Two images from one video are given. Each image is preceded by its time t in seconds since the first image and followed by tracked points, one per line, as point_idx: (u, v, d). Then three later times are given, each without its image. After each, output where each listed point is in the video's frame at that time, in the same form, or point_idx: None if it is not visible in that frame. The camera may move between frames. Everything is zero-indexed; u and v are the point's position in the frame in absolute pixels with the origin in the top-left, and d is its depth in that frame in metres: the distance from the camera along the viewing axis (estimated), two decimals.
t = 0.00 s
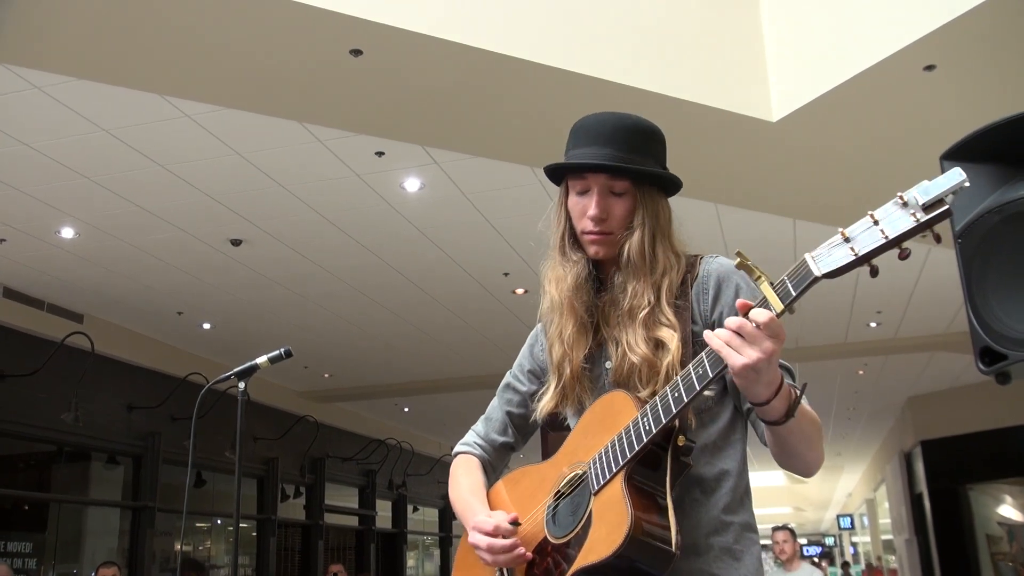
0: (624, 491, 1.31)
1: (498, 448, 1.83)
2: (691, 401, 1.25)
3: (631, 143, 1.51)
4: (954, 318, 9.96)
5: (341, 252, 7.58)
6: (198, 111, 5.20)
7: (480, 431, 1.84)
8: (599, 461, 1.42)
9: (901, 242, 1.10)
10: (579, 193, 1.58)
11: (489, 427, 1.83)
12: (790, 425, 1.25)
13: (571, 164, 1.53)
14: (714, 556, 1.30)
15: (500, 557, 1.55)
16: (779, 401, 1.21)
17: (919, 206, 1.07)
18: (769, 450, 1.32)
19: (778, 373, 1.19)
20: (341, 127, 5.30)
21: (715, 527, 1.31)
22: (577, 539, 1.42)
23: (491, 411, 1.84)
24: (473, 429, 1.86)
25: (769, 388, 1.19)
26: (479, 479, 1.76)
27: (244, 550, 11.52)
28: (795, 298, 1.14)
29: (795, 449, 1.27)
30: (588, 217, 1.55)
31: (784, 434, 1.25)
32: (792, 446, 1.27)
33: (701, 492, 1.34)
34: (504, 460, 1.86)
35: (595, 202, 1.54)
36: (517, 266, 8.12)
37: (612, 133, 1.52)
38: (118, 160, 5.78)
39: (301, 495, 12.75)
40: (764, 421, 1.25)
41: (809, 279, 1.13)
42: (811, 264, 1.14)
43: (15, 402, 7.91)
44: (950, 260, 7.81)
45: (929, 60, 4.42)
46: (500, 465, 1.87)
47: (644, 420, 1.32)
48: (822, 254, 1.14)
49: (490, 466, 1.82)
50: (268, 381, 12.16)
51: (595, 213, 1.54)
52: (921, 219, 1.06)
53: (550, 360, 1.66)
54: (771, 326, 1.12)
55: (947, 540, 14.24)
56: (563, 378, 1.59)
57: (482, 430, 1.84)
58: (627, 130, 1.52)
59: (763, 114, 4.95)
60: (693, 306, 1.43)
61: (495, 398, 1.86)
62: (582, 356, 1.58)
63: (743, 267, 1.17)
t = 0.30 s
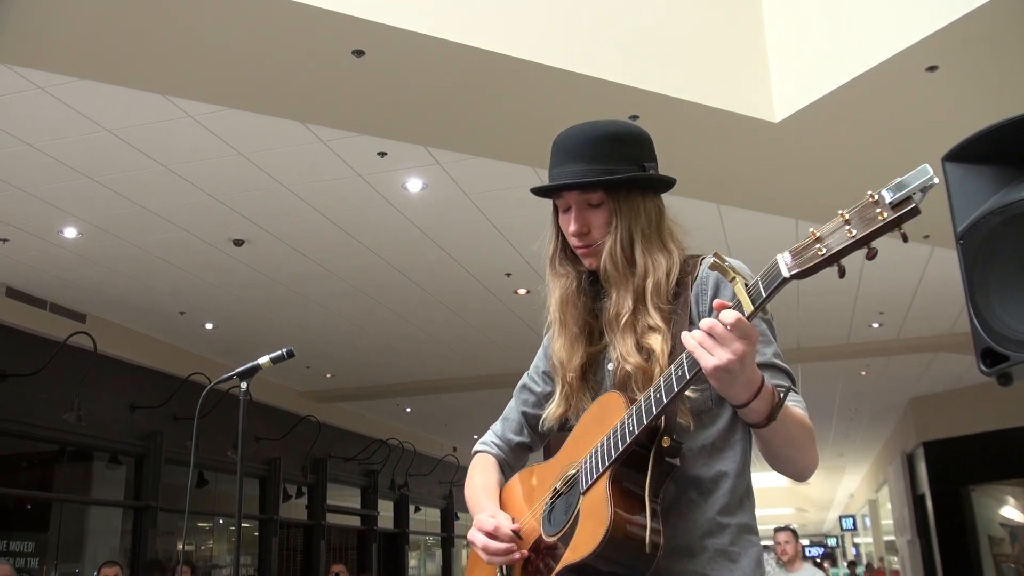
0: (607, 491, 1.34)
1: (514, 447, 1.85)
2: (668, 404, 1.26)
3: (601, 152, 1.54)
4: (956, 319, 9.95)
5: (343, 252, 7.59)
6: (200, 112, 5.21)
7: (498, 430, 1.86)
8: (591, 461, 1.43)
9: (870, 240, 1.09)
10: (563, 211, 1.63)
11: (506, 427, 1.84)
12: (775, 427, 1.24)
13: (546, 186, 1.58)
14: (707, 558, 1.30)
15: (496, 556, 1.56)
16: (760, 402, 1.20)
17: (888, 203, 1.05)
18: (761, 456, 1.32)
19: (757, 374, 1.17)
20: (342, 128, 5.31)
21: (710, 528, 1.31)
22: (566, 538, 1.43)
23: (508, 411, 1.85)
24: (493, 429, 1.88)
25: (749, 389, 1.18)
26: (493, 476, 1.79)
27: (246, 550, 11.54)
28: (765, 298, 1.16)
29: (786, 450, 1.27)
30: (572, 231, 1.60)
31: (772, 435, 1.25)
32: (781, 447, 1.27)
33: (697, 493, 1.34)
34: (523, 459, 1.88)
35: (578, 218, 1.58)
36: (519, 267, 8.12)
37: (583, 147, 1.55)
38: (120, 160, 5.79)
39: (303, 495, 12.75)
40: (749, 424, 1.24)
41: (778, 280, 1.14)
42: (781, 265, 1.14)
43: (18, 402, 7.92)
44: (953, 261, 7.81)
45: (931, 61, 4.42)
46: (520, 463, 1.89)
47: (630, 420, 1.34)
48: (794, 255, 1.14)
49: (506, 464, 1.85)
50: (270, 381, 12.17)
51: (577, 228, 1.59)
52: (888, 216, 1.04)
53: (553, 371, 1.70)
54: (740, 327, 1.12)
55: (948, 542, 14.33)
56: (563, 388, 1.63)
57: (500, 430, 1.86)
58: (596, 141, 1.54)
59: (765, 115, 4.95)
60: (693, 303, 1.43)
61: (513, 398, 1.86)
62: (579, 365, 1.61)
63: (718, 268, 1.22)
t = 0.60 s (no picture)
0: (611, 490, 1.33)
1: (519, 448, 1.85)
2: (675, 405, 1.26)
3: (598, 154, 1.57)
4: (958, 320, 9.95)
5: (345, 253, 7.60)
6: (202, 113, 5.21)
7: (504, 431, 1.86)
8: (597, 461, 1.43)
9: (878, 244, 1.08)
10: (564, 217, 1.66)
11: (511, 428, 1.85)
12: (781, 430, 1.24)
13: (546, 192, 1.61)
14: (713, 557, 1.30)
15: (500, 550, 1.58)
16: (767, 405, 1.20)
17: (895, 207, 1.06)
18: (767, 457, 1.33)
19: (762, 378, 1.17)
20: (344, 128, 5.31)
21: (715, 528, 1.31)
22: (571, 536, 1.43)
23: (514, 412, 1.86)
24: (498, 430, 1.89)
25: (756, 393, 1.18)
26: (498, 478, 1.79)
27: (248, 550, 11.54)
28: (774, 299, 1.15)
29: (795, 450, 1.27)
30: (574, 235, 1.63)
31: (779, 436, 1.26)
32: (787, 449, 1.27)
33: (703, 494, 1.34)
34: (529, 460, 1.88)
35: (579, 223, 1.61)
36: (521, 267, 8.13)
37: (581, 151, 1.59)
38: (122, 160, 5.80)
39: (304, 495, 12.75)
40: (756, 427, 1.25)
41: (785, 282, 1.14)
42: (788, 267, 1.14)
43: (20, 402, 7.93)
44: (954, 261, 7.80)
45: (933, 62, 4.42)
46: (526, 465, 1.89)
47: (636, 422, 1.34)
48: (801, 258, 1.14)
49: (511, 466, 1.85)
50: (271, 381, 12.17)
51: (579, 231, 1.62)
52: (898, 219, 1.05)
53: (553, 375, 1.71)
54: (745, 332, 1.11)
55: (951, 541, 14.25)
56: (563, 391, 1.65)
57: (506, 431, 1.86)
58: (595, 144, 1.58)
59: (766, 115, 4.95)
60: (699, 308, 1.42)
61: (519, 400, 1.87)
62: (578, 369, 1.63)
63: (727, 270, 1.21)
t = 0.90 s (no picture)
0: (632, 491, 1.32)
1: (513, 449, 1.85)
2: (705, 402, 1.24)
3: (606, 152, 1.59)
4: (959, 320, 9.95)
5: (347, 253, 7.59)
6: (204, 113, 5.21)
7: (497, 432, 1.87)
8: (612, 461, 1.43)
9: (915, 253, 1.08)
10: (572, 217, 1.65)
11: (506, 429, 1.85)
12: (804, 431, 1.25)
13: (556, 190, 1.60)
14: (725, 556, 1.30)
15: (513, 548, 1.58)
16: (793, 409, 1.21)
17: (935, 216, 1.05)
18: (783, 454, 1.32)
19: (785, 383, 1.18)
20: (346, 129, 5.32)
21: (725, 527, 1.32)
22: (588, 534, 1.43)
23: (508, 413, 1.86)
24: (491, 430, 1.89)
25: (779, 397, 1.18)
26: (493, 477, 1.78)
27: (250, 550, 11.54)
28: (807, 304, 1.15)
29: (815, 451, 1.27)
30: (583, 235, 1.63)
31: (798, 436, 1.25)
32: (804, 449, 1.27)
33: (712, 494, 1.34)
34: (522, 461, 1.88)
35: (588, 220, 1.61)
36: (523, 268, 8.13)
37: (590, 150, 1.59)
38: (125, 162, 5.81)
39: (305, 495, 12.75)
40: (778, 428, 1.25)
41: (820, 286, 1.13)
42: (823, 272, 1.14)
43: (22, 402, 7.93)
44: (956, 262, 7.80)
45: (935, 62, 4.42)
46: (518, 466, 1.89)
47: (656, 422, 1.33)
48: (836, 262, 1.14)
49: (505, 466, 1.85)
50: (273, 382, 12.18)
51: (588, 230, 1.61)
52: (936, 229, 1.03)
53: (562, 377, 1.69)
54: (753, 336, 1.12)
55: (953, 541, 14.15)
56: (575, 393, 1.63)
57: (499, 432, 1.87)
58: (604, 144, 1.59)
59: (768, 116, 4.95)
60: (708, 308, 1.42)
61: (513, 400, 1.88)
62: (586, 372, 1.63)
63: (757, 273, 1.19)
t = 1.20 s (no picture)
0: (625, 490, 1.33)
1: (516, 451, 1.85)
2: (699, 395, 1.24)
3: (595, 155, 1.62)
4: (960, 321, 9.95)
5: (347, 253, 7.59)
6: (205, 113, 5.21)
7: (499, 434, 1.87)
8: (607, 461, 1.43)
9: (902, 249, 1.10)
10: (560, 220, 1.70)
11: (508, 430, 1.85)
12: (803, 430, 1.24)
13: (540, 194, 1.65)
14: (721, 557, 1.30)
15: (505, 551, 1.57)
16: (792, 408, 1.21)
17: (922, 211, 1.06)
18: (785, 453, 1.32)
19: (783, 381, 1.18)
20: (346, 130, 5.32)
21: (722, 528, 1.31)
22: (582, 536, 1.43)
23: (510, 415, 1.86)
24: (494, 432, 1.89)
25: (779, 396, 1.18)
26: (495, 480, 1.79)
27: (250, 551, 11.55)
28: (795, 302, 1.16)
29: (817, 450, 1.27)
30: (569, 236, 1.67)
31: (797, 434, 1.25)
32: (804, 447, 1.28)
33: (708, 495, 1.34)
34: (524, 463, 1.88)
35: (577, 222, 1.64)
36: (523, 268, 8.13)
37: (572, 153, 1.64)
38: (126, 162, 5.81)
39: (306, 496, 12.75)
40: (777, 426, 1.25)
41: (808, 284, 1.15)
42: (811, 270, 1.15)
43: (22, 402, 7.93)
44: (957, 262, 7.80)
45: (936, 62, 4.41)
46: (520, 467, 1.89)
47: (648, 422, 1.34)
48: (824, 260, 1.15)
49: (508, 468, 1.85)
50: (273, 382, 12.18)
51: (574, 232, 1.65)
52: (923, 223, 1.05)
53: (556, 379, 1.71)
54: (742, 336, 1.14)
55: (953, 542, 14.17)
56: (566, 392, 1.65)
57: (501, 434, 1.87)
58: (587, 146, 1.63)
59: (769, 117, 4.95)
60: (704, 308, 1.41)
61: (516, 402, 1.88)
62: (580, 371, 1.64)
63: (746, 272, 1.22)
